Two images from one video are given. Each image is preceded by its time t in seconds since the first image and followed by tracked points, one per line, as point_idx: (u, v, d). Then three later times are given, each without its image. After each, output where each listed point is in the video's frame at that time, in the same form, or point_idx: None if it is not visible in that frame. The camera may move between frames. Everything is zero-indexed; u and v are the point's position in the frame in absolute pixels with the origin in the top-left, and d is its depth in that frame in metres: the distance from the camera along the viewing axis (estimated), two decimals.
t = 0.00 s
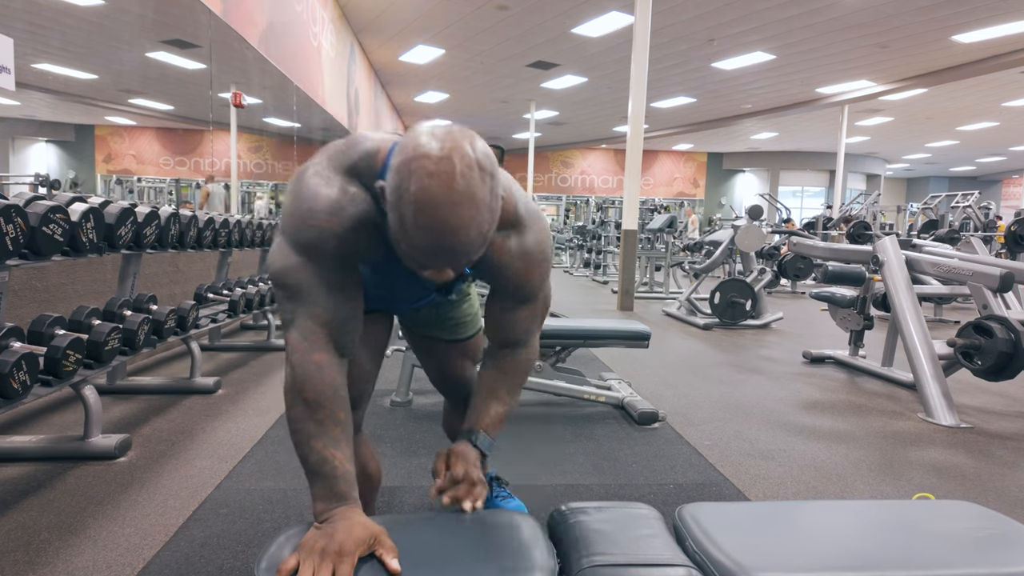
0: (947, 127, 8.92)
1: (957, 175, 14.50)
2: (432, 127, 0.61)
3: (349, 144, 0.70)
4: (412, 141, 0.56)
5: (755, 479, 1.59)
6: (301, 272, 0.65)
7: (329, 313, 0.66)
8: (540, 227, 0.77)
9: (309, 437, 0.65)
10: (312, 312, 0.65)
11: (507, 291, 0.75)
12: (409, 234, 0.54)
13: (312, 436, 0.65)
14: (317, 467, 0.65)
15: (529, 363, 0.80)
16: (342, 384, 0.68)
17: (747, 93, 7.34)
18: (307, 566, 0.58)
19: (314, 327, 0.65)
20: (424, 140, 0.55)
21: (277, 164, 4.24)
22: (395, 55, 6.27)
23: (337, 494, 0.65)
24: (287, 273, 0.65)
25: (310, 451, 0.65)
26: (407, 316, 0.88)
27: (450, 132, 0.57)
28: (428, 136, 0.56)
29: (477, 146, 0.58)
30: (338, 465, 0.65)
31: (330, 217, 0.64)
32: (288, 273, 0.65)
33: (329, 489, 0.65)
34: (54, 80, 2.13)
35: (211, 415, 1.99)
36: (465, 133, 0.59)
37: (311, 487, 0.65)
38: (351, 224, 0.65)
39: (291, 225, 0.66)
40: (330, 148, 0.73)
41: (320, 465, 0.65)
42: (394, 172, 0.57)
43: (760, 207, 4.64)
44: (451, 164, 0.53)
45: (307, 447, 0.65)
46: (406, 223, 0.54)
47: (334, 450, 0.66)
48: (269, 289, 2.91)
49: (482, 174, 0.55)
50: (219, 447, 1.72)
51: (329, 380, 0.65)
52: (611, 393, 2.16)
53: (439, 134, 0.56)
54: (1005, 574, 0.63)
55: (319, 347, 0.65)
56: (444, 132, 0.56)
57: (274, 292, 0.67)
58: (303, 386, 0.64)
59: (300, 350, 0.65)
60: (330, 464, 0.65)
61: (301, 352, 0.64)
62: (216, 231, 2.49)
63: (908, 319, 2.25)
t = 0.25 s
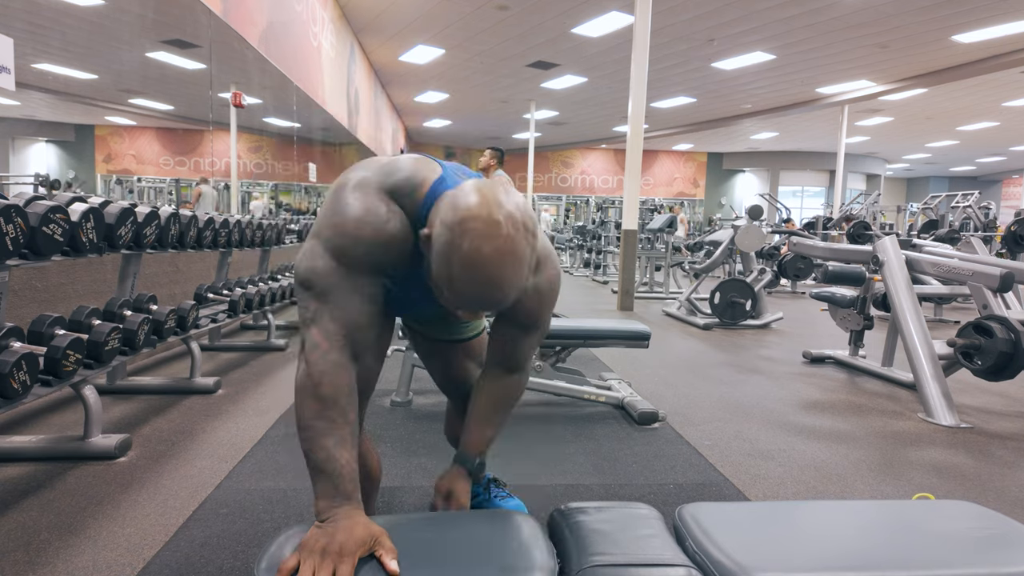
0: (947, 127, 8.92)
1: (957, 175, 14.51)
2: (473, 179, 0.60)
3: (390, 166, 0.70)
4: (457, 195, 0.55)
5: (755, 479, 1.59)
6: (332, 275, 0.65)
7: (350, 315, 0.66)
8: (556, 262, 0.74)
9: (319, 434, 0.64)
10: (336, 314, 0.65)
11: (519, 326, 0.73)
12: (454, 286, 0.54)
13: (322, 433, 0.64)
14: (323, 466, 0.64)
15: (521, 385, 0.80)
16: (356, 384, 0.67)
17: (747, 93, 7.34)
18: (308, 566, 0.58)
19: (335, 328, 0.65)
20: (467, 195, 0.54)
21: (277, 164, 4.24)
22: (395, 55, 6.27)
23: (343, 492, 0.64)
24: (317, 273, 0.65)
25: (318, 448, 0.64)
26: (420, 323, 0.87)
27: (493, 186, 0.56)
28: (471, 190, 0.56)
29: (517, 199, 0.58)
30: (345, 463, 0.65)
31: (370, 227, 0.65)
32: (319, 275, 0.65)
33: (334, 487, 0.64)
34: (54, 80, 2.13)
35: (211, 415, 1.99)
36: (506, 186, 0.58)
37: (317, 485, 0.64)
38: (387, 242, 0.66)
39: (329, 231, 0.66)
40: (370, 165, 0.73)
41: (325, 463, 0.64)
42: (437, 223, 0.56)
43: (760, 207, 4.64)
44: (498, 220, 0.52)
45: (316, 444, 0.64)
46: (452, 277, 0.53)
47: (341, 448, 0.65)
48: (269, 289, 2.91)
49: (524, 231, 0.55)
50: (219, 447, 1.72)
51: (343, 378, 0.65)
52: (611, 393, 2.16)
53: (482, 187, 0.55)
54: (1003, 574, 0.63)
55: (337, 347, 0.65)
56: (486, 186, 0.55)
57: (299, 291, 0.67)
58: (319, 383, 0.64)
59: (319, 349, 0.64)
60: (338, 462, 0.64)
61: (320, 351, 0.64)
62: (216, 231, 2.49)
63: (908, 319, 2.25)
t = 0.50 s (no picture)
0: (947, 127, 8.92)
1: (957, 175, 14.51)
2: (480, 214, 0.62)
3: (400, 180, 0.72)
4: (465, 233, 0.57)
5: (755, 479, 1.59)
6: (333, 281, 0.66)
7: (348, 320, 0.66)
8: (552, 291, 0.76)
9: (315, 436, 0.65)
10: (334, 319, 0.66)
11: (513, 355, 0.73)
12: (460, 320, 0.56)
13: (318, 434, 0.65)
14: (320, 467, 0.64)
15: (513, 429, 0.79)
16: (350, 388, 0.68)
17: (747, 93, 7.34)
18: (308, 565, 0.58)
19: (332, 333, 0.66)
20: (475, 235, 0.56)
21: (277, 164, 4.24)
22: (395, 55, 6.27)
23: (340, 492, 0.65)
24: (318, 278, 0.66)
25: (314, 451, 0.65)
26: (417, 330, 0.88)
27: (501, 224, 0.59)
28: (480, 228, 0.58)
29: (523, 237, 0.60)
30: (342, 464, 0.65)
31: (376, 236, 0.66)
32: (319, 279, 0.66)
33: (331, 488, 0.65)
34: (54, 80, 2.12)
35: (211, 415, 1.99)
36: (513, 223, 0.61)
37: (314, 486, 0.65)
38: (394, 253, 0.68)
39: (335, 237, 0.67)
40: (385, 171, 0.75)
41: (322, 464, 0.65)
42: (445, 257, 0.58)
43: (760, 207, 4.64)
44: (505, 263, 0.55)
45: (311, 445, 0.65)
46: (459, 311, 0.56)
47: (336, 449, 0.65)
48: (269, 289, 2.91)
49: (530, 269, 0.58)
50: (219, 447, 1.72)
51: (338, 382, 0.65)
52: (611, 393, 2.16)
53: (489, 227, 0.58)
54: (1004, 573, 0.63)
55: (333, 352, 0.66)
56: (492, 227, 0.57)
57: (298, 294, 0.68)
58: (314, 386, 0.64)
59: (315, 353, 0.65)
60: (334, 463, 0.65)
61: (316, 356, 0.65)
62: (216, 231, 2.49)
63: (909, 319, 2.25)
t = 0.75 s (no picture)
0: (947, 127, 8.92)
1: (957, 175, 14.51)
2: (474, 239, 0.62)
3: (397, 194, 0.73)
4: (458, 261, 0.57)
5: (754, 479, 1.59)
6: (321, 289, 0.66)
7: (335, 328, 0.67)
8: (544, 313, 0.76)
9: (304, 439, 0.65)
10: (320, 326, 0.67)
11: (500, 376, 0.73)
12: (451, 346, 0.56)
13: (308, 437, 0.65)
14: (310, 470, 0.65)
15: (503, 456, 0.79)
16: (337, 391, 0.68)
17: (747, 93, 7.34)
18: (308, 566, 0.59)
19: (316, 340, 0.66)
20: (468, 264, 0.56)
21: (277, 165, 4.24)
22: (395, 55, 6.27)
23: (335, 492, 0.65)
24: (306, 285, 0.67)
25: (305, 453, 0.65)
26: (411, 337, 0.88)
27: (494, 252, 0.59)
28: (473, 256, 0.58)
29: (515, 264, 0.60)
30: (334, 465, 0.66)
31: (367, 246, 0.67)
32: (307, 287, 0.66)
33: (326, 488, 0.65)
34: (54, 80, 2.13)
35: (212, 415, 1.99)
36: (506, 250, 0.61)
37: (309, 488, 0.65)
38: (383, 263, 0.69)
39: (326, 245, 0.68)
40: (385, 182, 0.76)
41: (314, 466, 0.65)
42: (436, 283, 0.58)
43: (760, 207, 4.65)
44: (497, 293, 0.55)
45: (302, 448, 0.65)
46: (449, 338, 0.56)
47: (329, 451, 0.66)
48: (269, 289, 2.91)
49: (521, 297, 0.58)
50: (219, 447, 1.73)
51: (323, 386, 0.66)
52: (610, 392, 2.16)
53: (483, 256, 0.57)
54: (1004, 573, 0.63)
55: (318, 357, 0.66)
56: (486, 255, 0.57)
57: (284, 300, 0.68)
58: (300, 391, 0.65)
59: (299, 359, 0.65)
60: (326, 464, 0.65)
61: (301, 361, 0.65)
62: (216, 231, 2.49)
63: (908, 319, 2.25)
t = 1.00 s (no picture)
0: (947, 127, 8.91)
1: (957, 175, 14.51)
2: (467, 263, 0.61)
3: (393, 211, 0.72)
4: (450, 286, 0.56)
5: (755, 479, 1.58)
6: (307, 301, 0.66)
7: (321, 339, 0.66)
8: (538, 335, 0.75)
9: (294, 444, 0.64)
10: (307, 338, 0.66)
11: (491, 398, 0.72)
12: (441, 371, 0.56)
13: (299, 441, 0.64)
14: (302, 473, 0.64)
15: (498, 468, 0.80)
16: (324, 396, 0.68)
17: (747, 92, 7.34)
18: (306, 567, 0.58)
19: (303, 350, 0.66)
20: (460, 289, 0.56)
21: (277, 165, 4.24)
22: (395, 55, 6.27)
23: (330, 494, 0.64)
24: (294, 298, 0.66)
25: (296, 457, 0.64)
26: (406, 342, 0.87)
27: (486, 277, 0.58)
28: (464, 281, 0.57)
29: (508, 288, 0.59)
30: (326, 467, 0.65)
31: (357, 261, 0.66)
32: (293, 300, 0.66)
33: (320, 489, 0.64)
34: (53, 79, 2.12)
35: (211, 415, 1.99)
36: (498, 275, 0.60)
37: (303, 490, 0.64)
38: (374, 276, 0.68)
39: (316, 259, 0.67)
40: (380, 197, 0.75)
41: (306, 470, 0.64)
42: (427, 308, 0.57)
43: (760, 207, 4.64)
44: (488, 320, 0.54)
45: (292, 452, 0.64)
46: (439, 364, 0.55)
47: (321, 454, 0.65)
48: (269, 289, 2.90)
49: (513, 323, 0.57)
50: (219, 447, 1.72)
51: (310, 393, 0.65)
52: (611, 393, 2.16)
53: (476, 282, 0.57)
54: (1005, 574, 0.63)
55: (304, 365, 0.65)
56: (479, 281, 0.56)
57: (271, 312, 0.68)
58: (285, 398, 0.64)
59: (284, 367, 0.65)
60: (318, 467, 0.64)
61: (287, 370, 0.65)
62: (216, 231, 2.49)
63: (909, 319, 2.25)
